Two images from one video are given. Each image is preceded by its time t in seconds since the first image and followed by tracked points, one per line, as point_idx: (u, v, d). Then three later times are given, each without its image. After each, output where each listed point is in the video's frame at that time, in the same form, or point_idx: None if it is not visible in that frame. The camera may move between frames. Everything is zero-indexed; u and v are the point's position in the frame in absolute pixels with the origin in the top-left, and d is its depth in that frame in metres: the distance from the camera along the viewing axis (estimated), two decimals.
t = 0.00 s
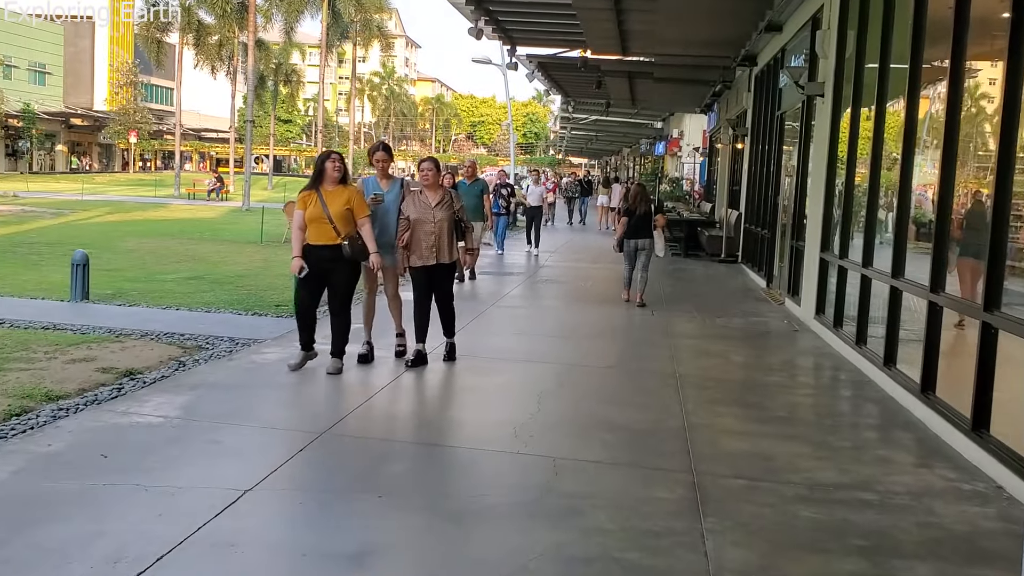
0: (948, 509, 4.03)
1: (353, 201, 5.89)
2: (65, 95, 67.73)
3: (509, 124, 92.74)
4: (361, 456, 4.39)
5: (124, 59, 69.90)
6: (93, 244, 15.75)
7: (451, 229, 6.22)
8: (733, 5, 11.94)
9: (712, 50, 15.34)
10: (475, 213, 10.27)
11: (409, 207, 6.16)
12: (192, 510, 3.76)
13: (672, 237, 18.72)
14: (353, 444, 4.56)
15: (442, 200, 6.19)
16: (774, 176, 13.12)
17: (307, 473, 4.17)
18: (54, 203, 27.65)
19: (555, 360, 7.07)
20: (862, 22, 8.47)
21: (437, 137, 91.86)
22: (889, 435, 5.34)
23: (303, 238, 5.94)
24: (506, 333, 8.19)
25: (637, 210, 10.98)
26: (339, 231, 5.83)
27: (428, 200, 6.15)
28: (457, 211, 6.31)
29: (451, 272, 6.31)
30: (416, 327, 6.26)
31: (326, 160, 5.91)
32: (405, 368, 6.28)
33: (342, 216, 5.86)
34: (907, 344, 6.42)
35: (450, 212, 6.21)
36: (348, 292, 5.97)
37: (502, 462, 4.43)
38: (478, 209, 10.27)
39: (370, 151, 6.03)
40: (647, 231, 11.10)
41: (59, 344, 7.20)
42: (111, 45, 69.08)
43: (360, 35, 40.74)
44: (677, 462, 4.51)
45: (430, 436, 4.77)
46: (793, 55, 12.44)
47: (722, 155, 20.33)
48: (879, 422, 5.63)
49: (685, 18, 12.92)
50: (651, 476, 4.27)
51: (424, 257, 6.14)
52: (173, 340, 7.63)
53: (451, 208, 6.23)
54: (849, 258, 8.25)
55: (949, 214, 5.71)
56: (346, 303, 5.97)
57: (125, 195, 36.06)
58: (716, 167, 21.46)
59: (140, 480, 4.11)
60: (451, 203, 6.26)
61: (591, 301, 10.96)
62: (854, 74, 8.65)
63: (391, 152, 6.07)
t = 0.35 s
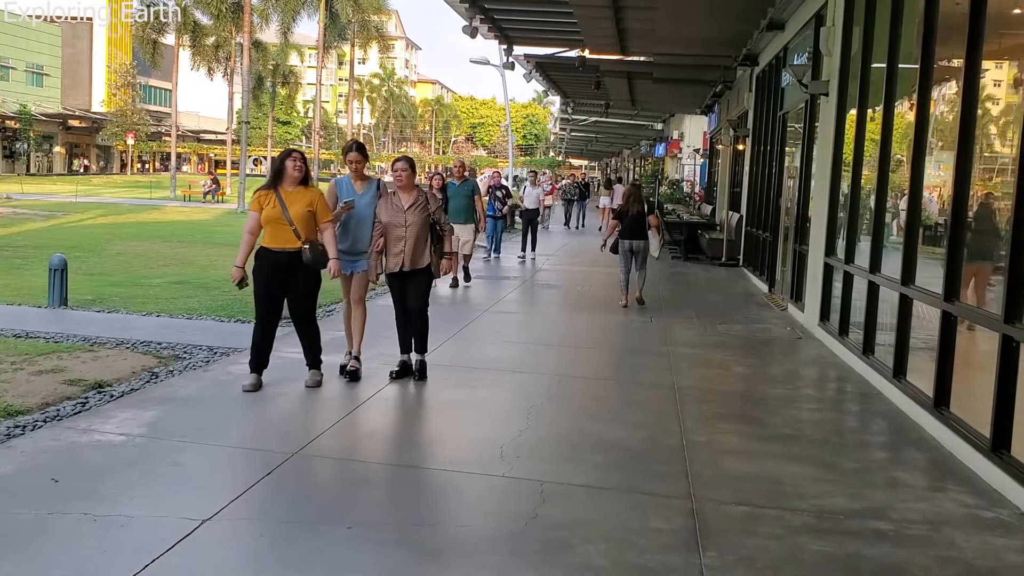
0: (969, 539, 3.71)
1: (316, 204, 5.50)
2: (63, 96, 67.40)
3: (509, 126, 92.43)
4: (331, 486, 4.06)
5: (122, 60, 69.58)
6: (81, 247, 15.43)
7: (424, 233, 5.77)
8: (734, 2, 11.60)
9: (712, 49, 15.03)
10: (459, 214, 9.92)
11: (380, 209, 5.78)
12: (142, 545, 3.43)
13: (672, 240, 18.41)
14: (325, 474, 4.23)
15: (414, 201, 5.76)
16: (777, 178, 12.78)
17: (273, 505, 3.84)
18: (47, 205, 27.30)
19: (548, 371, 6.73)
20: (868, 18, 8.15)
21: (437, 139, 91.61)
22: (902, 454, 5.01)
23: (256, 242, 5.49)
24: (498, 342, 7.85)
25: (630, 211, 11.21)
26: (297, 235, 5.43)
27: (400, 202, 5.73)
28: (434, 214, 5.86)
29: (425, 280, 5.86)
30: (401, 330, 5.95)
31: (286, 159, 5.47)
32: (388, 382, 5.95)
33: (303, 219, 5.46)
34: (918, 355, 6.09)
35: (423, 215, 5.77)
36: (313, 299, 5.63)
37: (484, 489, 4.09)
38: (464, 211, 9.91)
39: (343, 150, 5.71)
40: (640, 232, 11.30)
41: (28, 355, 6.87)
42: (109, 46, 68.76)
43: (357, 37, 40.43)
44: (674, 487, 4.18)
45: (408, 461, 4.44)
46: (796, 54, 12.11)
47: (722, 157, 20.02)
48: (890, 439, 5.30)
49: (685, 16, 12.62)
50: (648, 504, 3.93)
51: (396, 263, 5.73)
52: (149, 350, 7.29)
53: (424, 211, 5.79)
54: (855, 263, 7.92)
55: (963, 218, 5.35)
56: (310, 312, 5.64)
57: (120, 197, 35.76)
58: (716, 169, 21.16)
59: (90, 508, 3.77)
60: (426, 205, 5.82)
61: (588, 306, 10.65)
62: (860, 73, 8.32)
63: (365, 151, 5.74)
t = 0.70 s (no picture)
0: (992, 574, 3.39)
1: (272, 207, 5.10)
2: (62, 97, 67.13)
3: (509, 126, 92.12)
4: (297, 516, 3.75)
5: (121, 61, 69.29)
6: (68, 249, 15.10)
7: (406, 240, 5.42)
8: None
9: (714, 48, 14.73)
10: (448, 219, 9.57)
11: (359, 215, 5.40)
12: None
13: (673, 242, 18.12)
14: (292, 501, 3.92)
15: (396, 206, 5.41)
16: (779, 179, 12.45)
17: (231, 538, 3.52)
18: (41, 206, 27.00)
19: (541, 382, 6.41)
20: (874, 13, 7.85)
21: (437, 140, 91.32)
22: (913, 473, 4.70)
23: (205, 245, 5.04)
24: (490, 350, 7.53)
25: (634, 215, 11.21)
26: (252, 238, 5.00)
27: (380, 207, 5.38)
28: (417, 220, 5.52)
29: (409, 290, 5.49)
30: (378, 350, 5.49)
31: (240, 157, 5.04)
32: (368, 397, 5.62)
33: (258, 222, 5.05)
34: (929, 366, 5.77)
35: (406, 221, 5.42)
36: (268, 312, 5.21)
37: (464, 516, 3.78)
38: (453, 215, 9.56)
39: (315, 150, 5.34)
40: (644, 236, 11.24)
41: None
42: (109, 47, 68.49)
43: (356, 37, 40.12)
44: (671, 514, 3.86)
45: (383, 485, 4.12)
46: (799, 51, 11.77)
47: (723, 158, 19.73)
48: (902, 458, 4.98)
49: (686, 14, 12.31)
50: (642, 534, 3.61)
51: (377, 273, 5.34)
52: (124, 359, 6.97)
53: (407, 216, 5.44)
54: (862, 268, 7.59)
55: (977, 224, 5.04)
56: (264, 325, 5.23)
57: (116, 197, 35.45)
58: (718, 170, 20.86)
59: (33, 540, 3.46)
60: (408, 210, 5.48)
61: (585, 311, 10.35)
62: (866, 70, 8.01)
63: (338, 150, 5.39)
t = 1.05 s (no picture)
0: None
1: (242, 208, 4.76)
2: (63, 98, 66.92)
3: (511, 128, 91.69)
4: (270, 546, 3.42)
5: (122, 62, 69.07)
6: (58, 251, 14.76)
7: (393, 243, 5.08)
8: None
9: (719, 45, 14.41)
10: (445, 218, 9.17)
11: (343, 215, 5.04)
12: None
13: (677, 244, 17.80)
14: (264, 528, 3.59)
15: (384, 207, 5.06)
16: (787, 179, 12.10)
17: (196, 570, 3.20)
18: (37, 206, 26.72)
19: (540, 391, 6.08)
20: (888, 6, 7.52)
21: (439, 141, 91.06)
22: (938, 493, 4.37)
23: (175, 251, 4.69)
24: (487, 357, 7.19)
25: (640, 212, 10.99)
26: (221, 242, 4.66)
27: (366, 207, 5.03)
28: (405, 221, 5.18)
29: (394, 298, 5.16)
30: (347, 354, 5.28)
31: (206, 154, 4.69)
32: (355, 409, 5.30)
33: (227, 225, 4.70)
34: (951, 376, 5.44)
35: (393, 223, 5.07)
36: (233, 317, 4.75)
37: (452, 545, 3.46)
38: (450, 215, 9.16)
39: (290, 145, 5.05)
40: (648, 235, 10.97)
41: None
42: (110, 48, 68.26)
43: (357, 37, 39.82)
44: (679, 542, 3.54)
45: (365, 509, 3.79)
46: (807, 48, 11.45)
47: (728, 158, 19.40)
48: (926, 474, 4.66)
49: (690, 10, 12.00)
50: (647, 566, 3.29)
51: (361, 278, 4.99)
52: (103, 367, 6.64)
53: (394, 218, 5.10)
54: (877, 271, 7.25)
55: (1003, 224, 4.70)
56: (228, 333, 4.74)
57: (114, 198, 35.16)
58: (723, 170, 20.54)
59: None
60: (396, 211, 5.14)
61: (587, 315, 10.04)
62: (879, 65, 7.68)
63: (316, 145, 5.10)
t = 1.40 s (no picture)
0: None
1: (220, 217, 4.42)
2: (63, 99, 66.64)
3: (513, 129, 91.43)
4: None
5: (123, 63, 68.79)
6: (51, 255, 14.46)
7: (372, 254, 4.67)
8: None
9: (726, 46, 14.12)
10: (442, 225, 8.69)
11: (317, 224, 4.65)
12: None
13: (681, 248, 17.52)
14: (241, 567, 3.28)
15: (361, 215, 4.66)
16: (796, 182, 11.78)
17: None
18: (33, 208, 26.40)
19: (542, 408, 5.78)
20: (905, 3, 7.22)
21: (441, 142, 90.83)
22: (971, 522, 4.06)
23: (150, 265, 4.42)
24: (488, 369, 6.88)
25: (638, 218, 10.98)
26: (194, 256, 4.34)
27: (341, 214, 4.63)
28: (385, 231, 4.77)
29: (375, 314, 4.76)
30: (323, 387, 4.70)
31: (181, 160, 4.37)
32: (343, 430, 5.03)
33: (202, 237, 4.38)
34: (979, 394, 5.13)
35: (371, 232, 4.67)
36: (204, 334, 4.42)
37: None
38: (448, 222, 8.67)
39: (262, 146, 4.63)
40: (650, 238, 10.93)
41: None
42: (110, 48, 67.98)
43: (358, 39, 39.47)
44: None
45: (352, 546, 3.48)
46: (818, 48, 11.13)
47: (733, 160, 19.11)
48: (956, 501, 4.35)
49: (696, 10, 11.70)
50: None
51: (337, 293, 4.60)
52: (86, 380, 6.34)
53: (373, 227, 4.69)
54: (894, 281, 6.96)
55: None
56: (197, 351, 4.42)
57: (112, 200, 34.83)
58: (728, 173, 20.28)
59: None
60: (376, 219, 4.73)
61: (591, 322, 9.76)
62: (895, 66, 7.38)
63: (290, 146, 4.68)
